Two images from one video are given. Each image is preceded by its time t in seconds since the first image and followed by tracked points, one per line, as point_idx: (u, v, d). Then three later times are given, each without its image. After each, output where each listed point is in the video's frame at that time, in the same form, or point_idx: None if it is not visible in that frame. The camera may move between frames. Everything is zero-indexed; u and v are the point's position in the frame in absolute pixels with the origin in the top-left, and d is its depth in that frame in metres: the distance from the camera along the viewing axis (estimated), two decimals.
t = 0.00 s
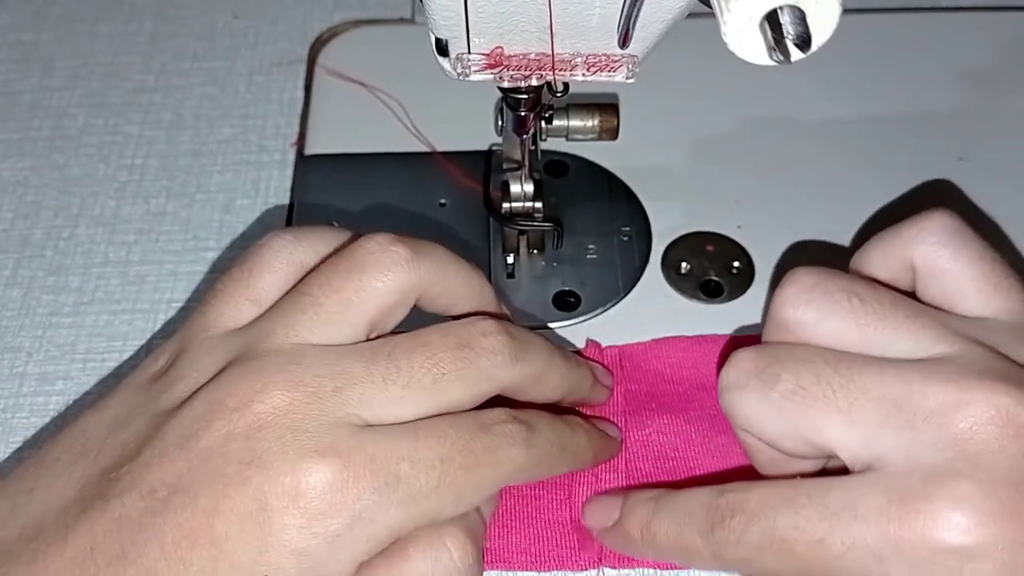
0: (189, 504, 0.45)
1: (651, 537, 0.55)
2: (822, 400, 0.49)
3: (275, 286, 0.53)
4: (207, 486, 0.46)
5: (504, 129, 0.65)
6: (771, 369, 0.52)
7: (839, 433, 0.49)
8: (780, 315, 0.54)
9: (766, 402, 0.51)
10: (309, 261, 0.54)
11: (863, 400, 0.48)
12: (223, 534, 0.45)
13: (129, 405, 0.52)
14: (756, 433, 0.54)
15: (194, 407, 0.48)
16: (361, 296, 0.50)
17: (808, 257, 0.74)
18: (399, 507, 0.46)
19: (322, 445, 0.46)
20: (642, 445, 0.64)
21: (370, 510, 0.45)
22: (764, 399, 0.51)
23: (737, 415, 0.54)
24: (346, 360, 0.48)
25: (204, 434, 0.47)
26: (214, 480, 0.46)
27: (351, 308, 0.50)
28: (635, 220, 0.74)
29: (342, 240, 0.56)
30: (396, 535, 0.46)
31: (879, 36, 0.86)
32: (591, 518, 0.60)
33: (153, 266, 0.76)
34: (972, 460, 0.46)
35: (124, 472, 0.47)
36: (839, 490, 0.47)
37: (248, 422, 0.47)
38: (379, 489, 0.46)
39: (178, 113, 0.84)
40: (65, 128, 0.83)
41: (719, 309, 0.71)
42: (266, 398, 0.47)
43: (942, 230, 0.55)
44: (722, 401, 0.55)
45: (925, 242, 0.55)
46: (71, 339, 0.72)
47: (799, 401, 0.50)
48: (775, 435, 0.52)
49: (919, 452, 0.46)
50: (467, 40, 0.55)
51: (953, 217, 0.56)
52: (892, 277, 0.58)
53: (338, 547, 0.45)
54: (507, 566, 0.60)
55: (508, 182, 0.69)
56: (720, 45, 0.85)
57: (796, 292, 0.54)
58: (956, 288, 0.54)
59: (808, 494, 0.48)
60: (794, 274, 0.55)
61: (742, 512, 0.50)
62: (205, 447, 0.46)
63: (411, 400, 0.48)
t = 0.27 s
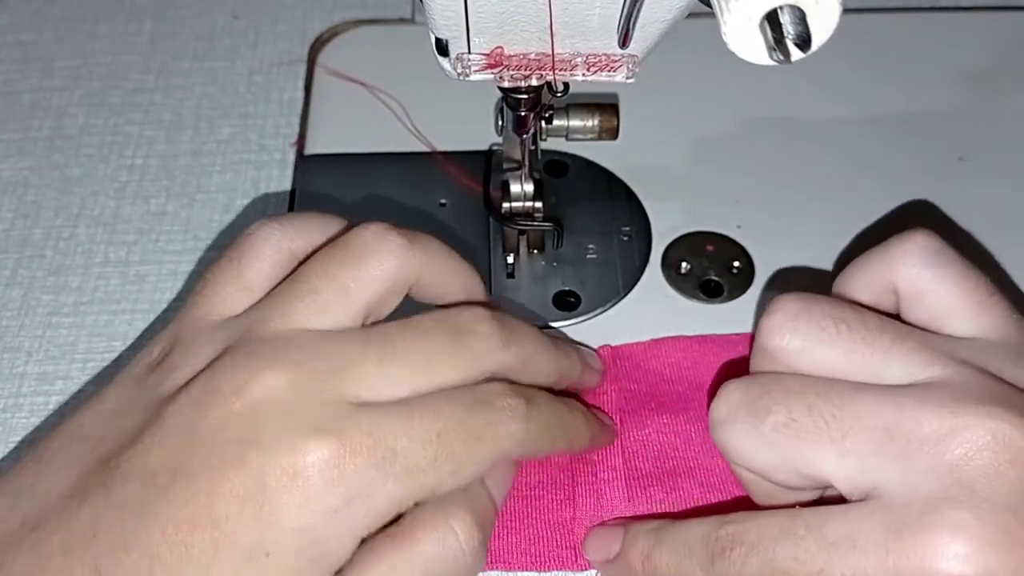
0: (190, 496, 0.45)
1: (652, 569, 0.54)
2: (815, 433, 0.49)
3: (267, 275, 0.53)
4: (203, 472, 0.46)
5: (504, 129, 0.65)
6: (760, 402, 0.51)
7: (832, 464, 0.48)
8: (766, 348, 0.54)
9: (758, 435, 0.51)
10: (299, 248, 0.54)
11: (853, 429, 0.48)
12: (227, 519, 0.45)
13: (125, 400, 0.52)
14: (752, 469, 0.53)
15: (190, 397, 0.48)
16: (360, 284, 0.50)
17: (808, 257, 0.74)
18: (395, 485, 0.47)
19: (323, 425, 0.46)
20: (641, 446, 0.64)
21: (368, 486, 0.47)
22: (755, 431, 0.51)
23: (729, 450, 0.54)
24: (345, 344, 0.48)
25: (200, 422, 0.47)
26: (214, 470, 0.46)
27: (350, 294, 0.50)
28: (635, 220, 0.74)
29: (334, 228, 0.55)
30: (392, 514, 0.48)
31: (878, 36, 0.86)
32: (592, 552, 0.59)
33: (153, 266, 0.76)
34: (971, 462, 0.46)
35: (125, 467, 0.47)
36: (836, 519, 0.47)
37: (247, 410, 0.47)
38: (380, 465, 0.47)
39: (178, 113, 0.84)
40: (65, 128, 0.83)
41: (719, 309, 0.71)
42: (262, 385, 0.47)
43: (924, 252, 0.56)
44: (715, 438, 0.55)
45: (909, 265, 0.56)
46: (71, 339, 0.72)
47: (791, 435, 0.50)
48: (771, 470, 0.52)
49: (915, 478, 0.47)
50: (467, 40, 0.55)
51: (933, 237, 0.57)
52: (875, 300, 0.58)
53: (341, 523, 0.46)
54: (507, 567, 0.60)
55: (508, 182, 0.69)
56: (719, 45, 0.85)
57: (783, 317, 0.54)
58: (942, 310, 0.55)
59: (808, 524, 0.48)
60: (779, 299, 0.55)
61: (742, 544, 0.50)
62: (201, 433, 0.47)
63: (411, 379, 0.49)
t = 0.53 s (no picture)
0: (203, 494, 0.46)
1: (651, 562, 0.54)
2: (810, 441, 0.49)
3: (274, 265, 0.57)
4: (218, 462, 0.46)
5: (504, 128, 0.65)
6: (759, 417, 0.52)
7: (830, 466, 0.49)
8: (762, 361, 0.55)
9: (758, 449, 0.51)
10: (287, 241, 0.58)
11: (849, 431, 0.48)
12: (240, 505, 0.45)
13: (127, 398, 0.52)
14: (756, 483, 0.53)
15: (218, 372, 0.50)
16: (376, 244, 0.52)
17: (809, 256, 0.74)
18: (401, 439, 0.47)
19: (323, 376, 0.47)
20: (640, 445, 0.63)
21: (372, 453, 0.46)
22: (756, 446, 0.52)
23: (729, 462, 0.54)
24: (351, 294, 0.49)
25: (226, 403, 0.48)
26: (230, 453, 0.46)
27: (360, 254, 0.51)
28: (635, 220, 0.74)
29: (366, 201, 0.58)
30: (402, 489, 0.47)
31: (878, 36, 0.86)
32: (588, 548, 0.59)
33: (153, 266, 0.76)
34: (973, 458, 0.46)
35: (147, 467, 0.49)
36: (833, 511, 0.47)
37: (259, 367, 0.48)
38: (383, 416, 0.46)
39: (178, 113, 0.84)
40: (65, 128, 0.83)
41: (719, 309, 0.71)
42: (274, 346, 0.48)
43: (905, 262, 0.56)
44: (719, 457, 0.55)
45: (891, 277, 0.56)
46: (71, 339, 0.72)
47: (789, 444, 0.50)
48: (773, 481, 0.52)
49: (910, 469, 0.46)
50: (467, 40, 0.55)
51: (916, 248, 0.57)
52: (866, 311, 0.58)
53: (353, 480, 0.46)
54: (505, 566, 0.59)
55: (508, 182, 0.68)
56: (719, 45, 0.85)
57: (773, 331, 0.55)
58: (929, 318, 0.55)
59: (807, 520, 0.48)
60: (765, 321, 0.55)
61: (743, 535, 0.50)
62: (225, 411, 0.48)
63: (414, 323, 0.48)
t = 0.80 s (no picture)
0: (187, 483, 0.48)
1: (653, 562, 0.55)
2: (815, 444, 0.49)
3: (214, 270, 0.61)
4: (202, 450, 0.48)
5: (504, 128, 0.65)
6: (764, 421, 0.52)
7: (835, 469, 0.48)
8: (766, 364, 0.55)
9: (764, 452, 0.51)
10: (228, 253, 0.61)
11: (852, 434, 0.48)
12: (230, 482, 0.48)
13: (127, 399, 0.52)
14: (763, 487, 0.53)
15: (175, 358, 0.53)
16: (339, 230, 0.56)
17: (809, 256, 0.74)
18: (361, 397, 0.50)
19: (278, 334, 0.50)
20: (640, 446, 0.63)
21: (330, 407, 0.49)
22: (761, 449, 0.52)
23: (734, 465, 0.54)
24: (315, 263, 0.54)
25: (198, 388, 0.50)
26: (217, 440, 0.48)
27: (319, 238, 0.56)
28: (636, 220, 0.74)
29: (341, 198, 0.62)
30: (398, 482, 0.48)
31: (879, 36, 0.86)
32: (588, 546, 0.59)
33: (153, 266, 0.76)
34: (974, 459, 0.46)
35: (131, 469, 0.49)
36: (838, 512, 0.47)
37: (218, 336, 0.51)
38: (339, 371, 0.49)
39: (178, 113, 0.84)
40: (65, 128, 0.83)
41: (719, 309, 0.71)
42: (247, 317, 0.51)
43: (909, 263, 0.56)
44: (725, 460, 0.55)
45: (896, 278, 0.56)
46: (71, 339, 0.72)
47: (793, 447, 0.50)
48: (779, 484, 0.52)
49: (913, 470, 0.46)
50: (467, 40, 0.55)
51: (918, 249, 0.57)
52: (868, 313, 0.58)
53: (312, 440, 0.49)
54: (505, 567, 0.59)
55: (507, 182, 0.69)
56: (719, 45, 0.85)
57: (774, 335, 0.55)
58: (932, 319, 0.55)
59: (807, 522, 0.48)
60: (773, 321, 0.55)
61: (747, 536, 0.50)
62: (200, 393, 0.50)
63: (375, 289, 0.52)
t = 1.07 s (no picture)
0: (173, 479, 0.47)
1: (651, 563, 0.55)
2: (814, 446, 0.49)
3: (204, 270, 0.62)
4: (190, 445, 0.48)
5: (504, 128, 0.65)
6: (763, 423, 0.52)
7: (834, 471, 0.48)
8: (763, 367, 0.55)
9: (763, 455, 0.51)
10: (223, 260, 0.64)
11: (850, 436, 0.48)
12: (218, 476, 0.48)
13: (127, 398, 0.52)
14: (762, 489, 0.53)
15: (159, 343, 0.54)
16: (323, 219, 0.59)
17: (809, 257, 0.74)
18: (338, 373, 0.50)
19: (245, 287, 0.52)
20: (639, 446, 0.63)
21: (315, 389, 0.50)
22: (760, 452, 0.52)
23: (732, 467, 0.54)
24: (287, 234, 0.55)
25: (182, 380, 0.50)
26: (203, 436, 0.48)
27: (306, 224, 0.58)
28: (636, 220, 0.74)
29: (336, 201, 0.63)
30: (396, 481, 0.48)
31: (879, 36, 0.86)
32: (588, 546, 0.59)
33: (153, 266, 0.76)
34: (973, 461, 0.46)
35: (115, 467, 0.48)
36: (836, 515, 0.47)
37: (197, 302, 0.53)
38: (311, 322, 0.51)
39: (178, 113, 0.84)
40: (65, 128, 0.83)
41: (719, 309, 0.71)
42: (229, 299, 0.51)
43: (907, 264, 0.56)
44: (724, 462, 0.55)
45: (894, 279, 0.56)
46: (71, 339, 0.72)
47: (792, 449, 0.50)
48: (777, 485, 0.51)
49: (912, 472, 0.46)
50: (467, 40, 0.55)
51: (916, 251, 0.57)
52: (867, 316, 0.58)
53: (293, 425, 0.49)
54: (505, 568, 0.59)
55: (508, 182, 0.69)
56: (719, 45, 0.85)
57: (771, 338, 0.55)
58: (930, 320, 0.55)
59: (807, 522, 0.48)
60: (774, 321, 0.55)
61: (746, 538, 0.50)
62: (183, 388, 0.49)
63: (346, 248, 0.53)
